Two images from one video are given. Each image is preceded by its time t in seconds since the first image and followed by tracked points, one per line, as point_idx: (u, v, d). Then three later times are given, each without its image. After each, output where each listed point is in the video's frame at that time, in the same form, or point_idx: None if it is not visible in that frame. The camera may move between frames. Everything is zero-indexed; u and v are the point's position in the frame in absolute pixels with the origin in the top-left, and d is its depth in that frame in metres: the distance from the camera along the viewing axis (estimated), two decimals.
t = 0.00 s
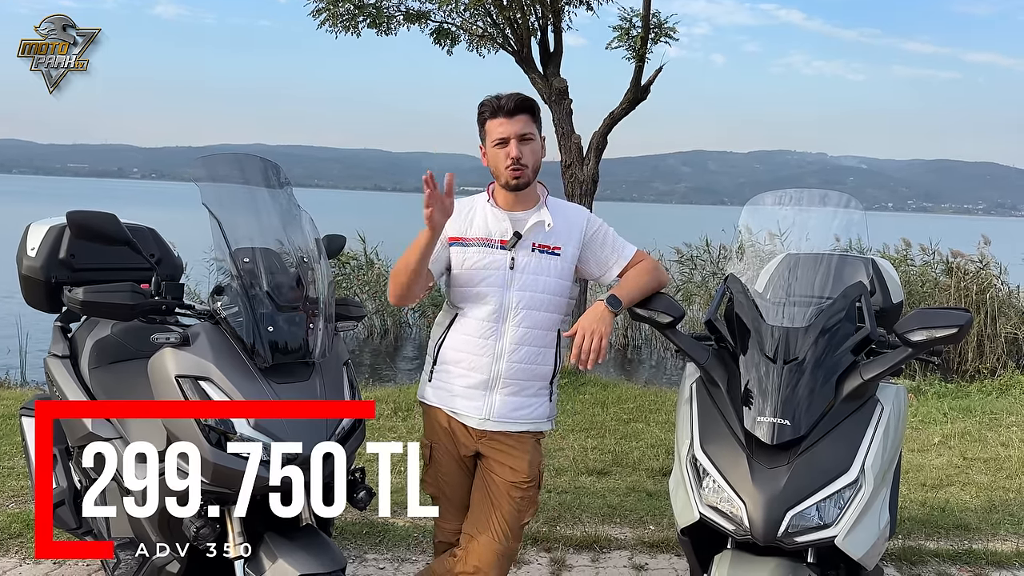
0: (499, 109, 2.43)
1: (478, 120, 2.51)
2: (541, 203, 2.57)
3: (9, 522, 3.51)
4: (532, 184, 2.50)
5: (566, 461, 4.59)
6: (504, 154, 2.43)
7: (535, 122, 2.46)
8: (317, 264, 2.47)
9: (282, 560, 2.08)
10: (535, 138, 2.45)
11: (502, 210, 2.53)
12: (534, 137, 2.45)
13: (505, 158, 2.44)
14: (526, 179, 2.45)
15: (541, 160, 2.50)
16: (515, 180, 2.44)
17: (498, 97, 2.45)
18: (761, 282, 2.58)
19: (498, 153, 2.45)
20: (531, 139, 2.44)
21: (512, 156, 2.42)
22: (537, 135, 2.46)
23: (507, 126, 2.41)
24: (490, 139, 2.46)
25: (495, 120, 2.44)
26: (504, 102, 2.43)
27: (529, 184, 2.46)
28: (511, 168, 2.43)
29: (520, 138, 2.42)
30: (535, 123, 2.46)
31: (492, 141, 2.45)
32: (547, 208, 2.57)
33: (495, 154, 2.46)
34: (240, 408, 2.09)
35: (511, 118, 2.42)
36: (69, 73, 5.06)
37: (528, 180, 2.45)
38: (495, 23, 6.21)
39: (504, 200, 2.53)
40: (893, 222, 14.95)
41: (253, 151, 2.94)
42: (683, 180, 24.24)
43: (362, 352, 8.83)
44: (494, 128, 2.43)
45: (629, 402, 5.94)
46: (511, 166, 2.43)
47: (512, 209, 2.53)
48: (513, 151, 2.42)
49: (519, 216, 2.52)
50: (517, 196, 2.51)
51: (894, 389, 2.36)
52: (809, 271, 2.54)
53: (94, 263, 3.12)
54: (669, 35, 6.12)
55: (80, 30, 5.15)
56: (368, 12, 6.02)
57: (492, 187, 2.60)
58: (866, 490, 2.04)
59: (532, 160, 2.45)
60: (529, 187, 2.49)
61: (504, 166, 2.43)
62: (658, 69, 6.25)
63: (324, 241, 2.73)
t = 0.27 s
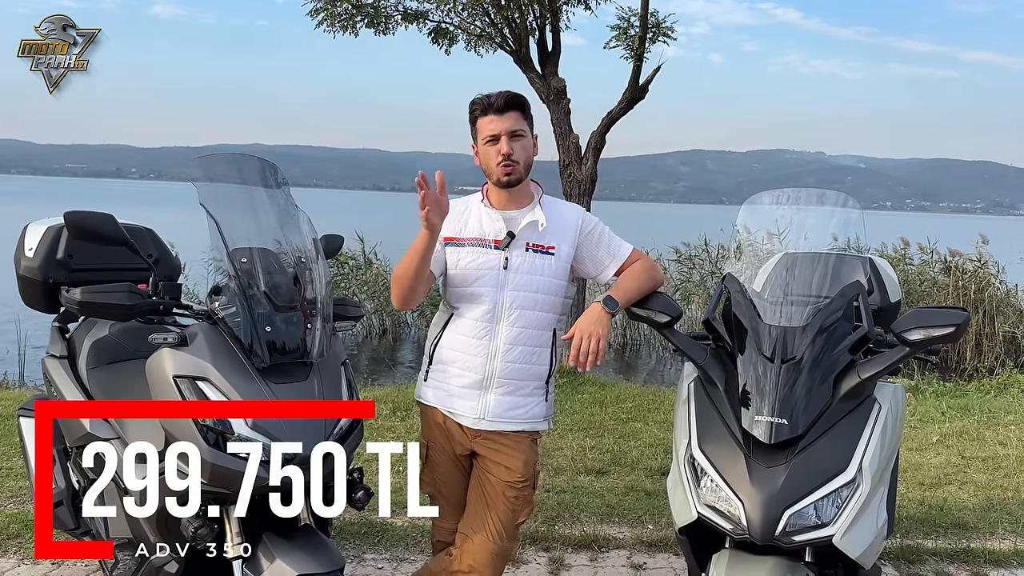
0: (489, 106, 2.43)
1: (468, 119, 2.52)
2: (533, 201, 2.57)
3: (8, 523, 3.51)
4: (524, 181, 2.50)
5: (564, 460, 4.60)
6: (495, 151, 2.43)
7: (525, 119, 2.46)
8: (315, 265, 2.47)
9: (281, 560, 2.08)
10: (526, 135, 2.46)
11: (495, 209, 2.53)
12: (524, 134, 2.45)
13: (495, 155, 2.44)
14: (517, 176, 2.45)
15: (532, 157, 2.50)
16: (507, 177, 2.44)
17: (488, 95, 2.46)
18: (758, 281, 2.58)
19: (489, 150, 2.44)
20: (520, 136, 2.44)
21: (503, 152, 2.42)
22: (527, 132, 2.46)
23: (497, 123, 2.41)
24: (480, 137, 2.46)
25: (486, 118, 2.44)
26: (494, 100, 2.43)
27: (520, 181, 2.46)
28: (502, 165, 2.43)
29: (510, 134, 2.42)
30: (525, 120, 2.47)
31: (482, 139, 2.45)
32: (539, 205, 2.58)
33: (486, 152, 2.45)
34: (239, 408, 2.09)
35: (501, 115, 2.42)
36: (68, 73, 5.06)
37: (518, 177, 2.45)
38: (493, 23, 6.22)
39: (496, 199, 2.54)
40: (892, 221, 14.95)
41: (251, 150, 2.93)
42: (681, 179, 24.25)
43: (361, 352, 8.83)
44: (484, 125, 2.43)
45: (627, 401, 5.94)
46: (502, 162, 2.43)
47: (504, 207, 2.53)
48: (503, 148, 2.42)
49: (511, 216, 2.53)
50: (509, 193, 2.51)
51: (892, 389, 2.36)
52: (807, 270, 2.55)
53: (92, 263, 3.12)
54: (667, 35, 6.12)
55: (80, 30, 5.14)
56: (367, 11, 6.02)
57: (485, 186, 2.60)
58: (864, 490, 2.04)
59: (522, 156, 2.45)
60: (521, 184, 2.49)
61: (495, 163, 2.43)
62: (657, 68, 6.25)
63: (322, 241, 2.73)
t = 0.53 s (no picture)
0: (489, 109, 2.43)
1: (466, 119, 2.51)
2: (531, 203, 2.57)
3: (7, 522, 3.51)
4: (522, 184, 2.50)
5: (562, 459, 4.59)
6: (494, 154, 2.43)
7: (524, 122, 2.46)
8: (313, 264, 2.47)
9: (279, 559, 2.08)
10: (525, 138, 2.46)
11: (492, 209, 2.52)
12: (523, 137, 2.45)
13: (495, 158, 2.43)
14: (516, 180, 2.44)
15: (531, 161, 2.50)
16: (506, 181, 2.44)
17: (488, 97, 2.46)
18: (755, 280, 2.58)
19: (488, 153, 2.44)
20: (520, 139, 2.44)
21: (502, 156, 2.41)
22: (527, 136, 2.46)
23: (497, 127, 2.41)
24: (479, 139, 2.46)
25: (485, 120, 2.44)
26: (494, 102, 2.43)
27: (519, 183, 2.46)
28: (501, 168, 2.42)
29: (509, 138, 2.42)
30: (524, 123, 2.47)
31: (481, 141, 2.45)
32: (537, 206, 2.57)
33: (485, 154, 2.45)
34: (237, 408, 2.09)
35: (501, 119, 2.42)
36: (67, 73, 5.06)
37: (518, 181, 2.44)
38: (492, 21, 6.21)
39: (493, 200, 2.53)
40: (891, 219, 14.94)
41: (248, 149, 2.93)
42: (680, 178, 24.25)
43: (360, 351, 8.83)
44: (484, 128, 2.43)
45: (626, 400, 5.95)
46: (501, 166, 2.42)
47: (502, 208, 2.53)
48: (503, 151, 2.41)
49: (509, 216, 2.52)
50: (507, 196, 2.51)
51: (890, 387, 2.37)
52: (804, 269, 2.55)
53: (89, 262, 3.12)
54: (665, 34, 6.12)
55: (79, 30, 5.14)
56: (365, 10, 6.01)
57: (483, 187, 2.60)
58: (862, 488, 2.04)
59: (522, 160, 2.45)
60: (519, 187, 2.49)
61: (494, 166, 2.43)
62: (655, 67, 6.25)
63: (320, 240, 2.73)
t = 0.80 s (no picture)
0: (483, 105, 2.43)
1: (461, 117, 2.51)
2: (529, 198, 2.56)
3: (5, 521, 3.51)
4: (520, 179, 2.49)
5: (561, 457, 4.59)
6: (490, 150, 2.43)
7: (519, 117, 2.46)
8: (311, 262, 2.47)
9: (278, 558, 2.08)
10: (521, 133, 2.45)
11: (490, 207, 2.52)
12: (518, 132, 2.44)
13: (491, 154, 2.43)
14: (514, 175, 2.44)
15: (528, 156, 2.49)
16: (504, 176, 2.43)
17: (481, 93, 2.46)
18: (754, 278, 2.58)
19: (484, 149, 2.44)
20: (516, 134, 2.44)
21: (499, 151, 2.41)
22: (522, 131, 2.46)
23: (492, 122, 2.41)
24: (473, 135, 2.46)
25: (479, 116, 2.44)
26: (487, 99, 2.43)
27: (517, 179, 2.45)
28: (498, 164, 2.42)
29: (505, 133, 2.42)
30: (519, 118, 2.46)
31: (476, 137, 2.44)
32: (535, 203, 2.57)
33: (481, 151, 2.45)
34: (236, 408, 2.09)
35: (495, 114, 2.42)
36: (66, 73, 5.05)
37: (515, 176, 2.44)
38: (490, 19, 6.21)
39: (491, 197, 2.52)
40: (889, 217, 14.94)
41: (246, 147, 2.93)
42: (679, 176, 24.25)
43: (358, 350, 8.83)
44: (478, 124, 2.43)
45: (625, 398, 5.95)
46: (498, 162, 2.42)
47: (500, 205, 2.52)
48: (499, 147, 2.41)
49: (507, 214, 2.52)
50: (506, 192, 2.50)
51: (888, 383, 2.37)
52: (802, 266, 2.55)
53: (87, 261, 3.12)
54: (663, 31, 6.12)
55: (79, 30, 5.13)
56: (363, 8, 6.00)
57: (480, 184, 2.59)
58: (860, 485, 2.05)
59: (518, 155, 2.44)
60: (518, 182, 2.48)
61: (491, 162, 2.42)
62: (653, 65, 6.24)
63: (318, 239, 2.73)
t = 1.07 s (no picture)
0: (486, 104, 2.42)
1: (465, 114, 2.50)
2: (529, 198, 2.56)
3: (4, 520, 3.50)
4: (519, 181, 2.49)
5: (560, 455, 4.59)
6: (490, 150, 2.42)
7: (522, 118, 2.45)
8: (309, 260, 2.46)
9: (276, 556, 2.08)
10: (523, 135, 2.44)
11: (489, 207, 2.52)
12: (520, 133, 2.44)
13: (491, 155, 2.42)
14: (512, 177, 2.43)
15: (528, 158, 2.49)
16: (502, 179, 2.43)
17: (485, 91, 2.44)
18: (753, 276, 2.58)
19: (484, 149, 2.43)
20: (517, 136, 2.43)
21: (498, 153, 2.41)
22: (524, 132, 2.45)
23: (493, 123, 2.40)
24: (475, 134, 2.45)
25: (483, 115, 2.43)
26: (491, 98, 2.42)
27: (516, 181, 2.45)
28: (496, 166, 2.42)
29: (506, 134, 2.41)
30: (522, 119, 2.45)
31: (477, 136, 2.44)
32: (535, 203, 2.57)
33: (481, 150, 2.44)
34: (235, 408, 2.09)
35: (498, 115, 2.41)
36: (66, 72, 5.04)
37: (513, 178, 2.43)
38: (489, 17, 6.20)
39: (490, 197, 2.52)
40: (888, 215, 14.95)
41: (245, 144, 2.92)
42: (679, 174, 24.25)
43: (357, 348, 8.82)
44: (480, 124, 2.42)
45: (624, 396, 5.94)
46: (497, 163, 2.42)
47: (499, 205, 2.52)
48: (499, 149, 2.41)
49: (506, 214, 2.51)
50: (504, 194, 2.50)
51: (887, 381, 2.37)
52: (801, 265, 2.55)
53: (86, 259, 3.12)
54: (662, 29, 6.11)
55: (78, 30, 5.12)
56: (362, 6, 6.00)
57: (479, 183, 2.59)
58: (859, 483, 2.05)
59: (518, 157, 2.44)
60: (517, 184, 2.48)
61: (491, 163, 2.42)
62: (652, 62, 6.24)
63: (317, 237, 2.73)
